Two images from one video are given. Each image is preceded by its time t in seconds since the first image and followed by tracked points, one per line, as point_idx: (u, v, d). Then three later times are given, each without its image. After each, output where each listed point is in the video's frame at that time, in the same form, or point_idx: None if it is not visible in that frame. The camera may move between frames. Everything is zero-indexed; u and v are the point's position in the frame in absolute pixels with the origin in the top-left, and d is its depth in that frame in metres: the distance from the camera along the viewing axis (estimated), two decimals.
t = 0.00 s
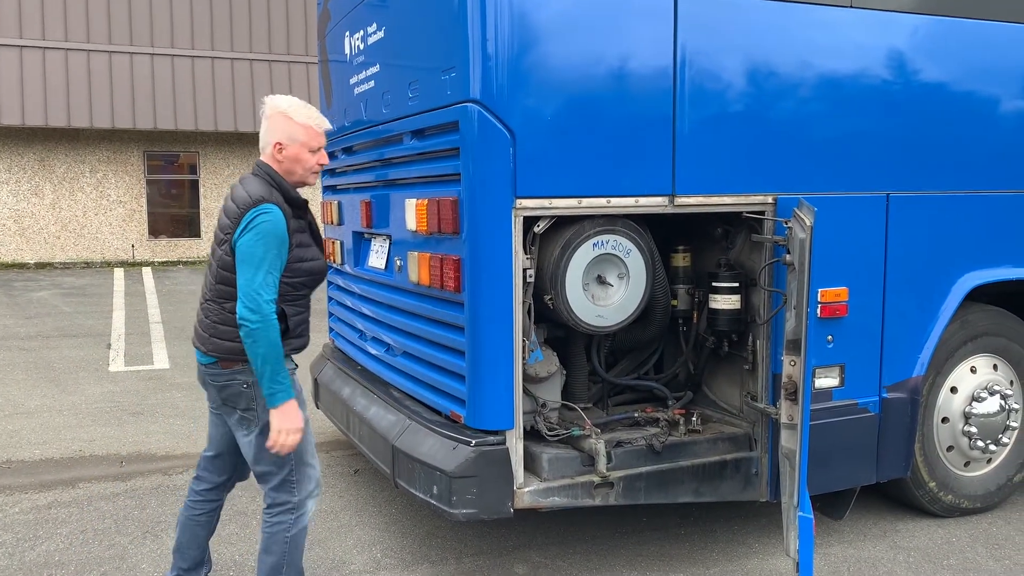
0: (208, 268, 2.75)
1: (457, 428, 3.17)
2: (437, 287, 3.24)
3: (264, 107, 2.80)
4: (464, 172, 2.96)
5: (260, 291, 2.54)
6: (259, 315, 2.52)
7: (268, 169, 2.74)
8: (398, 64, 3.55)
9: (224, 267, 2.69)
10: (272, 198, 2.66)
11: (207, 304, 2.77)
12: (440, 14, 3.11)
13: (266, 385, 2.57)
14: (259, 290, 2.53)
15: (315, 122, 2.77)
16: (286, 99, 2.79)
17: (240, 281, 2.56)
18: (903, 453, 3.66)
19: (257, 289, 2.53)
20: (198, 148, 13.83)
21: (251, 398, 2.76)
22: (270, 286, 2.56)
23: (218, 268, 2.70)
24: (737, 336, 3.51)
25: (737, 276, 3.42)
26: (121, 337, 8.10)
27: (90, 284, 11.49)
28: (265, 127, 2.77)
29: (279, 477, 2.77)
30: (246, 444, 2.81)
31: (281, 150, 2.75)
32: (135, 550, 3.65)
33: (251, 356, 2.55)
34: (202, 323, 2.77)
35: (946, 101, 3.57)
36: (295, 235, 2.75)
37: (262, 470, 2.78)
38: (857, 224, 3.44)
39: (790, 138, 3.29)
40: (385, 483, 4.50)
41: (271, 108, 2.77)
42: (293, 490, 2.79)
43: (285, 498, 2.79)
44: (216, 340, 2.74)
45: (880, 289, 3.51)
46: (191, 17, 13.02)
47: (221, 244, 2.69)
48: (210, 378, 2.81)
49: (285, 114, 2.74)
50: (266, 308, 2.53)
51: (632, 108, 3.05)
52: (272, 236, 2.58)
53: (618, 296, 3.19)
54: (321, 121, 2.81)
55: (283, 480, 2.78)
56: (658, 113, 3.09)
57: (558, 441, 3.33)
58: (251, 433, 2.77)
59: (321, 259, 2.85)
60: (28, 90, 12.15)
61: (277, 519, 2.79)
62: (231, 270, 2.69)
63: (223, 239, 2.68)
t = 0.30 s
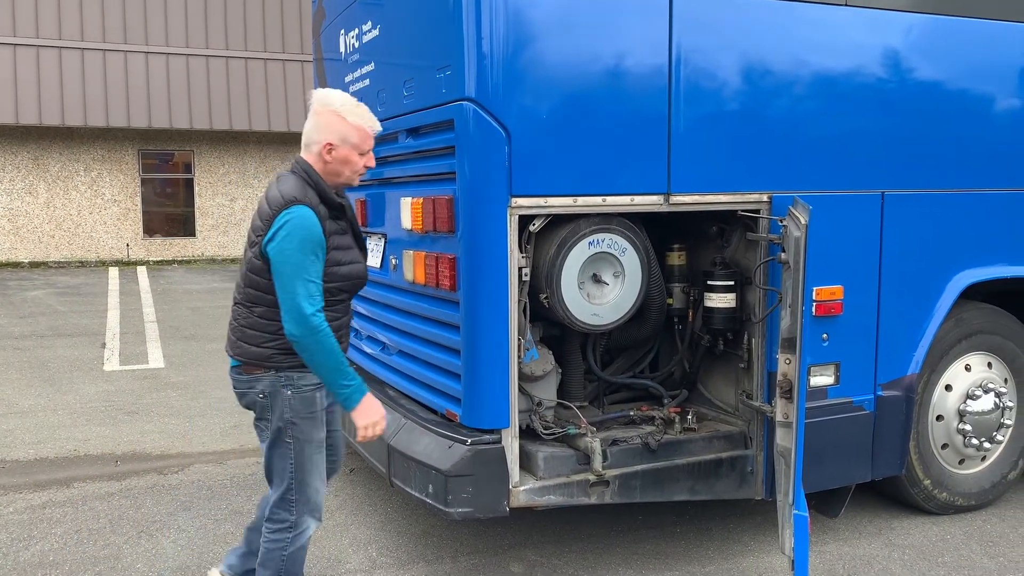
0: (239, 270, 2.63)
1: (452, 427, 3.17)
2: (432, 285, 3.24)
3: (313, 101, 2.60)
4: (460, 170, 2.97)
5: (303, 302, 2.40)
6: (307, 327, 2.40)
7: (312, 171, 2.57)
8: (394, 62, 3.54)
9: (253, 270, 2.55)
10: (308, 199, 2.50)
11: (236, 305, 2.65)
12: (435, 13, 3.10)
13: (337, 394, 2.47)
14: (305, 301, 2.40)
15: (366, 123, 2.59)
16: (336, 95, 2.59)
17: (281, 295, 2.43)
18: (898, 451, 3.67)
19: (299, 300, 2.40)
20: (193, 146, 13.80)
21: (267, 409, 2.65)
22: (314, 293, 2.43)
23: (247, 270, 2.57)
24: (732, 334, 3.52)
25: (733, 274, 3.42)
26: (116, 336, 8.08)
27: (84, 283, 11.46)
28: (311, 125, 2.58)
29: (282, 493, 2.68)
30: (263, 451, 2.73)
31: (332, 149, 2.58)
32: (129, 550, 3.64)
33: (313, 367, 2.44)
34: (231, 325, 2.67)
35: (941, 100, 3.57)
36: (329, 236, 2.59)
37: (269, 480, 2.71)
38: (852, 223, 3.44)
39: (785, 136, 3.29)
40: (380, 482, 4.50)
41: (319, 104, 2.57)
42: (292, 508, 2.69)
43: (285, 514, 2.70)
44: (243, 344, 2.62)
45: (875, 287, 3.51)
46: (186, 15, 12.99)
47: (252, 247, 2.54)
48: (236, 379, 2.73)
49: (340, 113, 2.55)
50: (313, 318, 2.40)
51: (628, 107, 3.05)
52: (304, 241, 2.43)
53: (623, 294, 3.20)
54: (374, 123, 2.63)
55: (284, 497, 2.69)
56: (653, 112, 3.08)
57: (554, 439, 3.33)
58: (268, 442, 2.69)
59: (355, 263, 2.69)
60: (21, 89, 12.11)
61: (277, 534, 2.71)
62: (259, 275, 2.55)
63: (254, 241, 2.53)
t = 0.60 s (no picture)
0: (294, 276, 2.54)
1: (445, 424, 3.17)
2: (425, 284, 3.23)
3: (371, 103, 2.53)
4: (451, 167, 2.97)
5: (377, 308, 2.37)
6: (388, 330, 2.37)
7: (363, 176, 2.51)
8: (385, 58, 3.52)
9: (317, 279, 2.47)
10: (363, 207, 2.44)
11: (296, 315, 2.56)
12: (426, 10, 3.09)
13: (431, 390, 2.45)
14: (377, 305, 2.37)
15: (422, 133, 2.56)
16: (394, 101, 2.53)
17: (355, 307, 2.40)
18: (890, 447, 3.68)
19: (375, 306, 2.37)
20: (185, 144, 13.75)
21: (325, 418, 2.59)
22: (385, 295, 2.39)
23: (305, 277, 2.49)
24: (724, 331, 3.52)
25: (725, 271, 3.43)
26: (108, 335, 8.05)
27: (76, 281, 11.42)
28: (366, 130, 2.52)
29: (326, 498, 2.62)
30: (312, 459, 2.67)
31: (386, 157, 2.52)
32: (122, 549, 3.63)
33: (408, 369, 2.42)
34: (290, 333, 2.59)
35: (933, 96, 3.58)
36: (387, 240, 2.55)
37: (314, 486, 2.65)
38: (844, 219, 3.45)
39: (778, 133, 3.30)
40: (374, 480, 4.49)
41: (375, 109, 2.51)
42: (331, 513, 2.64)
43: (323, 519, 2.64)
44: (310, 354, 2.55)
45: (867, 284, 3.52)
46: (178, 12, 12.94)
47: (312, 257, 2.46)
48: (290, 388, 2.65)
49: (400, 121, 2.50)
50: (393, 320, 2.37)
51: (620, 103, 3.04)
52: (364, 246, 2.38)
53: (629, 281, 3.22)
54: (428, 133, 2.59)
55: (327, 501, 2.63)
56: (645, 108, 3.08)
57: (547, 437, 3.33)
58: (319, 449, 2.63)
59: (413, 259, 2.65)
60: (12, 86, 12.04)
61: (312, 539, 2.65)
62: (324, 283, 2.47)
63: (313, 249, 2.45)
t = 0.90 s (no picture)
0: (359, 274, 2.50)
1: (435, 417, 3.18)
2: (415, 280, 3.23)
3: (427, 95, 2.50)
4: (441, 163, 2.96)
5: (454, 284, 2.32)
6: (472, 303, 2.31)
7: (414, 167, 2.49)
8: (375, 54, 3.51)
9: (387, 270, 2.45)
10: (421, 194, 2.45)
11: (361, 313, 2.53)
12: (417, 6, 3.08)
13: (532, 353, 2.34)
14: (454, 282, 2.31)
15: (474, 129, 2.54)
16: (450, 95, 2.51)
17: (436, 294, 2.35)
18: (880, 442, 3.70)
19: (452, 284, 2.32)
20: (175, 140, 13.69)
21: (413, 408, 2.58)
22: (459, 270, 2.34)
23: (376, 272, 2.46)
24: (715, 327, 3.53)
25: (716, 267, 3.43)
26: (98, 333, 8.02)
27: (65, 279, 11.36)
28: (421, 121, 2.48)
29: (448, 483, 2.65)
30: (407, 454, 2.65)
31: (439, 151, 2.50)
32: (112, 547, 3.62)
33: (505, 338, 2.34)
34: (357, 333, 2.54)
35: (923, 92, 3.59)
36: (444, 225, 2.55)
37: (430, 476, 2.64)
38: (835, 215, 3.45)
39: (769, 129, 3.30)
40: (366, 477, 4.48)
41: (433, 100, 2.48)
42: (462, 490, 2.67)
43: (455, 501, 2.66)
44: (381, 349, 2.53)
45: (857, 279, 3.53)
46: (168, 8, 12.88)
47: (381, 250, 2.43)
48: (361, 391, 2.61)
49: (457, 115, 2.48)
50: (473, 291, 2.31)
51: (610, 99, 3.04)
52: (429, 230, 2.36)
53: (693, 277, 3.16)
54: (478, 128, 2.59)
55: (456, 482, 2.65)
56: (636, 104, 3.08)
57: (538, 433, 3.33)
58: (416, 439, 2.62)
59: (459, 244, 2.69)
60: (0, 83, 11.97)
61: (448, 527, 2.67)
62: (393, 273, 2.46)
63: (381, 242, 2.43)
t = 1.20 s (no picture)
0: (446, 278, 2.47)
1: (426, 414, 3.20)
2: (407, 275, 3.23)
3: (515, 103, 2.51)
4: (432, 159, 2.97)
5: (564, 263, 2.36)
6: (586, 275, 2.36)
7: (499, 175, 2.49)
8: (366, 50, 3.50)
9: (479, 277, 2.46)
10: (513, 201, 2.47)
11: (438, 315, 2.50)
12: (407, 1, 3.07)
13: (665, 304, 2.39)
14: (565, 259, 2.36)
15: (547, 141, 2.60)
16: (533, 107, 2.54)
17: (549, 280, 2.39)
18: (871, 436, 3.72)
19: (561, 263, 2.36)
20: (166, 137, 13.63)
21: (465, 409, 2.60)
22: (564, 248, 2.38)
23: (468, 278, 2.46)
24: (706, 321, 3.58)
25: (707, 261, 3.47)
26: (89, 329, 7.99)
27: (56, 276, 11.31)
28: (510, 128, 2.47)
29: (483, 489, 2.63)
30: (448, 456, 2.63)
31: (523, 161, 2.52)
32: (104, 545, 3.61)
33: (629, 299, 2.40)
34: (431, 335, 2.51)
35: (914, 87, 3.60)
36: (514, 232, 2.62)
37: (465, 481, 2.63)
38: (826, 210, 3.46)
39: (760, 125, 3.31)
40: (358, 473, 4.48)
41: (523, 110, 2.49)
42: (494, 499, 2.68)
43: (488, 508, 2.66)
44: (454, 351, 2.53)
45: (848, 274, 3.55)
46: (158, 4, 12.81)
47: (478, 256, 2.44)
48: (415, 389, 2.59)
49: (542, 128, 2.52)
50: (583, 262, 2.37)
51: (601, 94, 3.04)
52: (524, 222, 2.39)
53: (734, 279, 3.22)
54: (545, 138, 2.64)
55: (490, 489, 2.66)
56: (627, 99, 3.08)
57: (530, 429, 3.34)
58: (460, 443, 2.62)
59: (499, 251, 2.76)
60: None
61: (476, 534, 2.65)
62: (483, 280, 2.47)
63: (478, 248, 2.43)
